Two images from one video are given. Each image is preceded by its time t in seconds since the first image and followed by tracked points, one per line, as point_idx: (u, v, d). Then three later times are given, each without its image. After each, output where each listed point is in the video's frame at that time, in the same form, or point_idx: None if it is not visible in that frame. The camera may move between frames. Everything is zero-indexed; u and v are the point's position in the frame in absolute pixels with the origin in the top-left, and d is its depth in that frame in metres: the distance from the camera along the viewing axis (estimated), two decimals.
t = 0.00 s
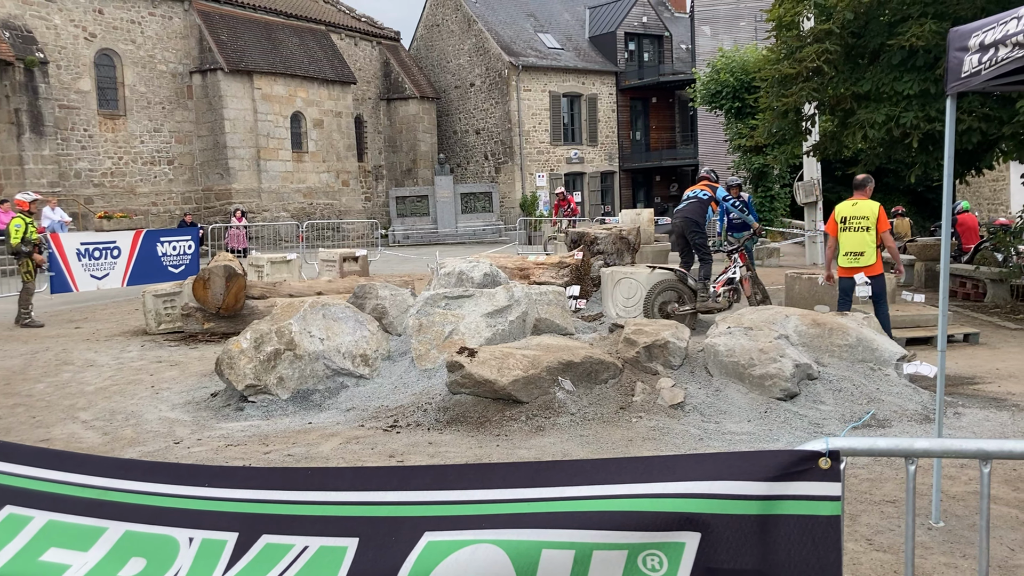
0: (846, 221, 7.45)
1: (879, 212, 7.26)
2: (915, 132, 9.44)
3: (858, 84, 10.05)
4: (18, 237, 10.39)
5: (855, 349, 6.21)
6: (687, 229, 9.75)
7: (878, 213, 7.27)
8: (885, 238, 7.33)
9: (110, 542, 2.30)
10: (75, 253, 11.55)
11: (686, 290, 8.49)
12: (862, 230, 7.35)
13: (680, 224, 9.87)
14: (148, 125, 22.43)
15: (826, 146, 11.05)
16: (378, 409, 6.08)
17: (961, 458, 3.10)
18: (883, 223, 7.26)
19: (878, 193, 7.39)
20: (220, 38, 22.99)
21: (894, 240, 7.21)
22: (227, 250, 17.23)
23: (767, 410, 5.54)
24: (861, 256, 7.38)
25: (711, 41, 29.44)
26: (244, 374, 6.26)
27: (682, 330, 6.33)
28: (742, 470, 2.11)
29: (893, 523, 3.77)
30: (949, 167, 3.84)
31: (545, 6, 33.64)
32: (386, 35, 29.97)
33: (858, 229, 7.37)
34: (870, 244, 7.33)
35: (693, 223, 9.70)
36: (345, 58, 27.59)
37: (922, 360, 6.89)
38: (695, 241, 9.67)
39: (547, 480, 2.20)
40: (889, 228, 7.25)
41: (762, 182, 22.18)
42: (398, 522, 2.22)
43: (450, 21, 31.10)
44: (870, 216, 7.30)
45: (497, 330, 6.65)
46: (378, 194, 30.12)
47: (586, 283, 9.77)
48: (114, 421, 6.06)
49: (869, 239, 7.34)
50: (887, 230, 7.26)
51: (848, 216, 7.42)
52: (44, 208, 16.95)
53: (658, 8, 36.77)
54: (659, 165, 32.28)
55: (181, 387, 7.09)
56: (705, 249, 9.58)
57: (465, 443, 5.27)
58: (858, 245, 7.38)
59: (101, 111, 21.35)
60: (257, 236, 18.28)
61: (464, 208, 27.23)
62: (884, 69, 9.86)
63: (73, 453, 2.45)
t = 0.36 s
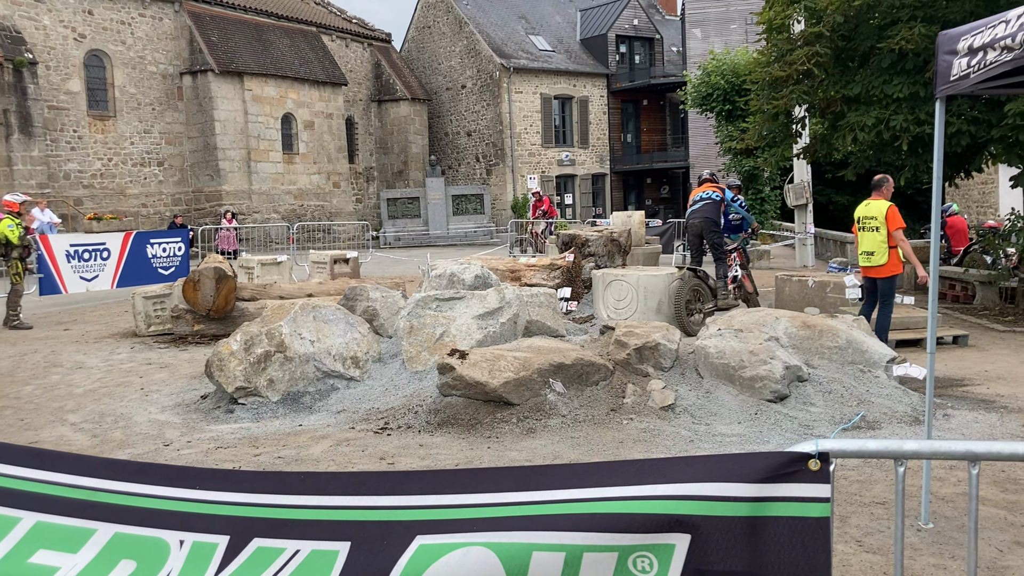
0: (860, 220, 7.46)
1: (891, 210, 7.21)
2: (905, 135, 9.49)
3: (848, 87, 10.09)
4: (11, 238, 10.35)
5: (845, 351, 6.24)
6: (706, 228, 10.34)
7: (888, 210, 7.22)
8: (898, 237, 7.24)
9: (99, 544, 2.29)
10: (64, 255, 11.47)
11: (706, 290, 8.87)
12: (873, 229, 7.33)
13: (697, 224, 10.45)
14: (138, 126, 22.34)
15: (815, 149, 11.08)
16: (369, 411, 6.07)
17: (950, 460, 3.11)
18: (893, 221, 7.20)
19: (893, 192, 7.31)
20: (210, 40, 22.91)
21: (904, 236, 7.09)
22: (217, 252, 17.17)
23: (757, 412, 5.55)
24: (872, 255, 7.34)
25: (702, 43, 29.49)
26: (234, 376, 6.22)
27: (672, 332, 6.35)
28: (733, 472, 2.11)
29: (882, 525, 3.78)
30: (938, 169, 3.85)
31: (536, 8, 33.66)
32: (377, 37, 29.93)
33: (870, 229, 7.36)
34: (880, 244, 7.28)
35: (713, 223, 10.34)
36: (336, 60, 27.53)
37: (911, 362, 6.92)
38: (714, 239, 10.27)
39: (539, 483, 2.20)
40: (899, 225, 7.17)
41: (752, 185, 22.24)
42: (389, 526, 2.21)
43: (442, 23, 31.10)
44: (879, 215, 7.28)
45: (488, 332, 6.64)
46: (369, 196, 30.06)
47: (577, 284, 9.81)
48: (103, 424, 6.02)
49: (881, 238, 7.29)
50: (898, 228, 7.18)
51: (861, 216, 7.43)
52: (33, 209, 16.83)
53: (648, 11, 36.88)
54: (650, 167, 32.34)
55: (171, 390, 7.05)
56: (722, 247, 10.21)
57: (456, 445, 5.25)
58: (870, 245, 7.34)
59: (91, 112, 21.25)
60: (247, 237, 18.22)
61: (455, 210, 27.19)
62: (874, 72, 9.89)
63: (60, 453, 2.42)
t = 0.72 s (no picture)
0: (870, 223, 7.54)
1: (885, 214, 7.28)
2: (894, 139, 9.54)
3: (838, 91, 10.14)
4: None
5: (835, 354, 6.26)
6: (713, 229, 10.20)
7: (883, 214, 7.32)
8: (897, 240, 7.23)
9: (87, 547, 2.27)
10: (52, 257, 11.40)
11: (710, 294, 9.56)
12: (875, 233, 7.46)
13: (701, 226, 10.28)
14: (128, 128, 22.26)
15: (806, 152, 11.14)
16: (360, 414, 6.05)
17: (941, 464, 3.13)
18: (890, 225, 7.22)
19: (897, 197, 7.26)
20: (200, 41, 22.85)
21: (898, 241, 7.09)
22: (208, 254, 17.10)
23: (747, 415, 5.57)
24: (874, 258, 7.43)
25: (693, 47, 29.60)
26: (224, 378, 6.19)
27: (663, 335, 6.37)
28: (724, 475, 2.11)
29: (872, 528, 3.79)
30: (928, 172, 3.86)
31: (527, 11, 33.69)
32: (368, 40, 29.92)
33: (875, 232, 7.49)
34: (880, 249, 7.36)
35: (718, 224, 10.24)
36: (327, 62, 27.49)
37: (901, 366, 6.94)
38: (720, 241, 10.19)
39: (531, 487, 2.19)
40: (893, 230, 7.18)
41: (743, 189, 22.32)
42: (379, 529, 2.20)
43: (433, 25, 31.10)
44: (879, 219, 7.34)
45: (479, 335, 6.63)
46: (360, 199, 29.98)
47: (568, 287, 9.79)
48: (92, 426, 5.98)
49: (882, 242, 7.34)
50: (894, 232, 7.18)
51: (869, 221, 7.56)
52: (22, 211, 16.73)
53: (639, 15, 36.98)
54: (641, 171, 32.40)
55: (161, 392, 7.01)
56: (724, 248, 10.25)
57: (447, 448, 5.24)
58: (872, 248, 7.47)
59: (80, 113, 21.16)
60: (237, 240, 18.16)
61: (446, 212, 27.16)
62: (864, 76, 9.94)
63: (47, 454, 2.40)
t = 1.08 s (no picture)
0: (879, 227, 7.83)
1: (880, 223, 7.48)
2: (884, 143, 9.59)
3: (829, 96, 10.19)
4: None
5: (825, 358, 6.27)
6: (709, 233, 10.29)
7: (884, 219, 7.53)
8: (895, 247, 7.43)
9: (77, 551, 2.26)
10: (41, 259, 11.33)
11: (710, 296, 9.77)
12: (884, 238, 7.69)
13: (697, 229, 10.33)
14: (118, 130, 22.16)
15: (796, 157, 11.20)
16: (350, 418, 6.03)
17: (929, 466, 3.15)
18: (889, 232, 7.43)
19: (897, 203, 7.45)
20: (191, 43, 22.80)
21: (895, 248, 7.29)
22: (197, 256, 17.03)
23: (738, 418, 5.58)
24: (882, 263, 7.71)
25: (684, 51, 29.71)
26: (214, 382, 6.16)
27: (654, 338, 6.37)
28: (715, 479, 2.11)
29: (862, 531, 3.80)
30: (917, 176, 3.88)
31: (519, 15, 33.75)
32: (360, 42, 29.89)
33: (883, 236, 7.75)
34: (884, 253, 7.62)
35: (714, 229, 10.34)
36: (318, 65, 27.46)
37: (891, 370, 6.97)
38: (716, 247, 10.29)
39: (521, 491, 2.18)
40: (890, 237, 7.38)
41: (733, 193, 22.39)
42: (370, 534, 2.19)
43: (424, 28, 31.10)
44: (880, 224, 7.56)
45: (470, 339, 6.63)
46: (351, 202, 29.93)
47: (559, 290, 9.85)
48: (81, 429, 5.94)
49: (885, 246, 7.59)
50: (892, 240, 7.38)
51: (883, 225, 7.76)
52: (11, 213, 16.60)
53: (630, 19, 37.11)
54: (632, 174, 32.50)
55: (150, 395, 6.97)
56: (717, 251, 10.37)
57: (437, 451, 5.23)
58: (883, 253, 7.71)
59: (70, 115, 21.04)
60: (227, 242, 18.09)
61: (437, 215, 27.15)
62: (854, 80, 9.99)
63: (34, 458, 2.37)
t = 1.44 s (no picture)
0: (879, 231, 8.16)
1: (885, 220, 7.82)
2: (871, 149, 9.66)
3: (816, 102, 10.25)
4: None
5: (811, 362, 6.30)
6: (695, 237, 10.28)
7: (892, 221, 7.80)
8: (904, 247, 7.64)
9: (59, 556, 2.24)
10: (26, 261, 11.29)
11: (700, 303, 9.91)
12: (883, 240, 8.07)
13: (684, 231, 10.31)
14: (105, 132, 22.03)
15: (783, 162, 11.27)
16: (337, 422, 6.00)
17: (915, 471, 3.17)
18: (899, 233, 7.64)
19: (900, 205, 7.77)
20: (179, 46, 22.72)
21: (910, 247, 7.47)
22: (184, 259, 16.94)
23: (725, 423, 5.59)
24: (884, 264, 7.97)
25: (672, 56, 29.82)
26: (200, 386, 6.12)
27: (642, 342, 6.38)
28: (700, 483, 2.12)
29: (848, 535, 3.81)
30: (904, 180, 3.90)
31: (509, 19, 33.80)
32: (349, 46, 29.86)
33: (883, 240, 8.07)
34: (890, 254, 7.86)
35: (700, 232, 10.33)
36: (307, 68, 27.40)
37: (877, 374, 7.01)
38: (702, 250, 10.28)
39: (507, 496, 2.18)
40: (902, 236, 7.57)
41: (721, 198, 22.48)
42: (356, 539, 2.18)
43: (414, 32, 31.10)
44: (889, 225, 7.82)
45: (458, 343, 6.61)
46: (339, 206, 29.88)
47: (547, 295, 9.85)
48: (65, 433, 5.88)
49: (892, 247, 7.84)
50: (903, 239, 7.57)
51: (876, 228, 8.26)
52: None
53: (619, 24, 37.23)
54: (621, 179, 32.60)
55: (136, 399, 6.91)
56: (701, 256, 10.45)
57: (425, 455, 5.21)
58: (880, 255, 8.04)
59: (56, 117, 20.90)
60: (215, 245, 18.00)
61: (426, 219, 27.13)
62: (841, 86, 10.05)
63: (16, 461, 2.34)
